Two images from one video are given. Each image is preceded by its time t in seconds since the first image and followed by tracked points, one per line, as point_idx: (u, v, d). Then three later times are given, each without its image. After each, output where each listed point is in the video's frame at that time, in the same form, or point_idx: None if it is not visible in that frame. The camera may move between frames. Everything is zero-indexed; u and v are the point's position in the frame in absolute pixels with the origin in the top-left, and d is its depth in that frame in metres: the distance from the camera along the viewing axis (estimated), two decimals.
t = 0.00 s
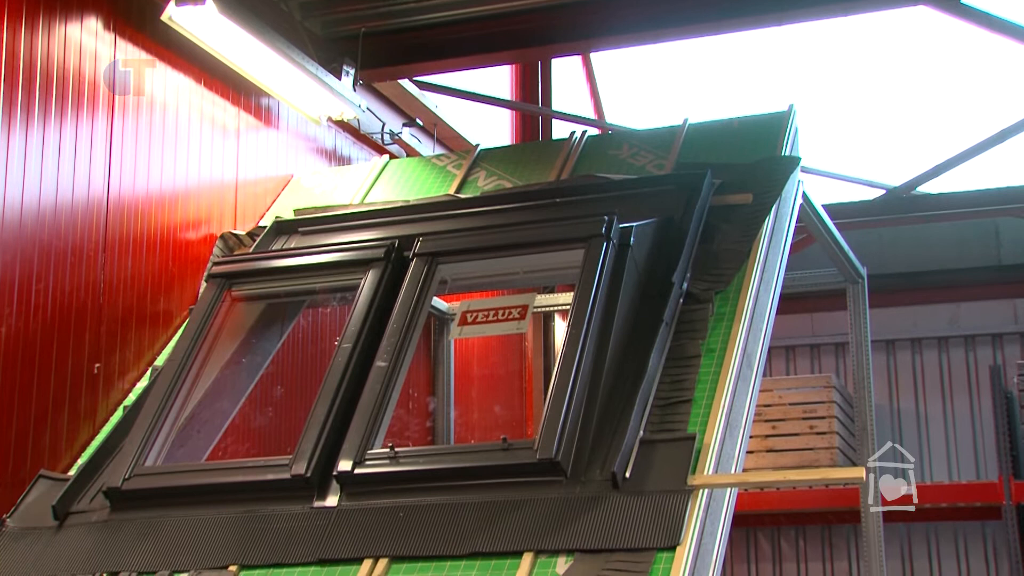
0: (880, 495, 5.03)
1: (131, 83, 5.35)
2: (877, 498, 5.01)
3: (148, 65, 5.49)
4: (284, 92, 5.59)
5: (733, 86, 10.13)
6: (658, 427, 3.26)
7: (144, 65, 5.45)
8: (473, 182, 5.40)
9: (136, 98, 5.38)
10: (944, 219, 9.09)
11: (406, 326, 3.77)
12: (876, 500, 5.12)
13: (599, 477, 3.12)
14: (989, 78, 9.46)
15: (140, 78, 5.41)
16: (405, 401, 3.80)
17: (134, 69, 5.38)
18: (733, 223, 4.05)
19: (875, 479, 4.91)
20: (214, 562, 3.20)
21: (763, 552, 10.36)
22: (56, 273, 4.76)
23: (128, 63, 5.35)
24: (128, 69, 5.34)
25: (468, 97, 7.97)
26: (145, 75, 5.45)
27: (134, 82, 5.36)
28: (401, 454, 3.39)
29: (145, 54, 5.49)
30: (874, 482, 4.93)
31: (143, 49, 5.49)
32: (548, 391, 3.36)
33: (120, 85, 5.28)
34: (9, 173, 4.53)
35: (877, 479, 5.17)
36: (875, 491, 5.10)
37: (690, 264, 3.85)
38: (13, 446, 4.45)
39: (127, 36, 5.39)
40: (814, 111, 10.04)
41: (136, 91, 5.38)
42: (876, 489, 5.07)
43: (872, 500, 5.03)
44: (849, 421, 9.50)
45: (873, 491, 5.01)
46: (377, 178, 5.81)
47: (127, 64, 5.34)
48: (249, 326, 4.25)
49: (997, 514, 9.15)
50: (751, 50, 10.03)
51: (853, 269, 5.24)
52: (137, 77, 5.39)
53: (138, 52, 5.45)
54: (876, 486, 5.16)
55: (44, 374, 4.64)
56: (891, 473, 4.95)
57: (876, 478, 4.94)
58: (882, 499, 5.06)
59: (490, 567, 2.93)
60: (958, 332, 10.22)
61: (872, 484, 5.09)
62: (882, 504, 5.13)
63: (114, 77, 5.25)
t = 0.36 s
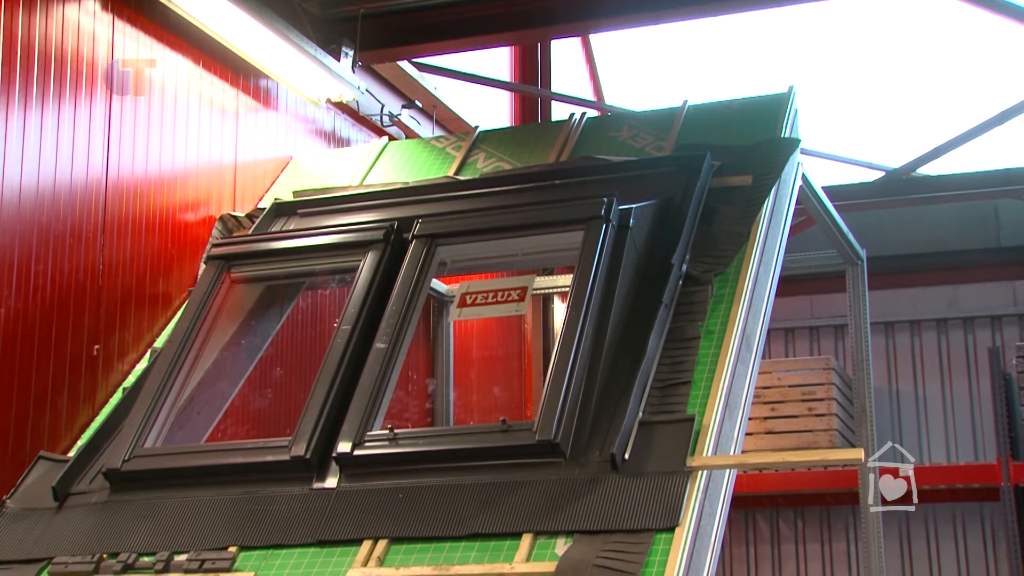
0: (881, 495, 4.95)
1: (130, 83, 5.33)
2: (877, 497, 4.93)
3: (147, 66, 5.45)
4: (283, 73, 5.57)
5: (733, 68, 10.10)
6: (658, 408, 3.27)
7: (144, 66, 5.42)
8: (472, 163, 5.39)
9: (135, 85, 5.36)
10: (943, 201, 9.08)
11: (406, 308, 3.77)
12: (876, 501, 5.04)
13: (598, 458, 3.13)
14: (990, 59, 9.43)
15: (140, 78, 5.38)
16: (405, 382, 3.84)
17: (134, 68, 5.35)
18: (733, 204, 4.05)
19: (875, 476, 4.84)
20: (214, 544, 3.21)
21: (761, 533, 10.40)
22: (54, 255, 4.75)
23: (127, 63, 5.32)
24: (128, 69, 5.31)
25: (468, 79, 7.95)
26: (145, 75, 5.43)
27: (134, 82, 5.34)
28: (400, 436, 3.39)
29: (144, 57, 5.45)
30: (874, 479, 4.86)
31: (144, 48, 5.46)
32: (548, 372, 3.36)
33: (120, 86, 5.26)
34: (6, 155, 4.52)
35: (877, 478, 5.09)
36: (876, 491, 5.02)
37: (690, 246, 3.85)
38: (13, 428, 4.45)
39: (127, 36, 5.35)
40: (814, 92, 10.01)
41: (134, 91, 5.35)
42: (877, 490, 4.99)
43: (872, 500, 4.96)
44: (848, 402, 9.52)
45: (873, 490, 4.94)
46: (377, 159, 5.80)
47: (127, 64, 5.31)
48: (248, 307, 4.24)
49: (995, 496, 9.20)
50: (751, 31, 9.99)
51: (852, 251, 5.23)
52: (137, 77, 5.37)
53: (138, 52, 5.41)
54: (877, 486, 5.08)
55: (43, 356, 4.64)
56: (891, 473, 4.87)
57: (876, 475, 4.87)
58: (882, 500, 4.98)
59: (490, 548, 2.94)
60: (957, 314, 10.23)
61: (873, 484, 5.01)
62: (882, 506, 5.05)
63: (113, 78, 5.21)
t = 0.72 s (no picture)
0: (881, 495, 4.91)
1: (132, 84, 5.32)
2: (878, 498, 4.89)
3: (148, 65, 5.43)
4: (281, 54, 5.55)
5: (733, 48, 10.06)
6: (657, 389, 3.27)
7: (144, 66, 5.40)
8: (472, 144, 5.38)
9: (135, 73, 5.34)
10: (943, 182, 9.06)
11: (405, 290, 3.76)
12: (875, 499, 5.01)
13: (597, 440, 3.13)
14: (991, 39, 9.40)
15: (140, 77, 5.37)
16: (405, 363, 3.86)
17: (135, 68, 5.33)
18: (732, 185, 4.04)
19: (877, 476, 4.78)
20: (214, 524, 3.22)
21: (761, 514, 10.44)
22: (53, 235, 4.74)
23: (128, 62, 5.30)
24: (128, 70, 5.29)
25: (467, 59, 7.92)
26: (145, 76, 5.41)
27: (135, 83, 5.33)
28: (400, 417, 3.39)
29: (144, 57, 5.42)
30: (875, 479, 4.80)
31: (145, 48, 5.44)
32: (547, 353, 3.36)
33: (119, 86, 5.24)
34: (4, 135, 4.50)
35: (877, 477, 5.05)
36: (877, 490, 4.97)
37: (689, 227, 3.85)
38: (13, 408, 4.46)
39: (128, 39, 5.33)
40: (815, 73, 9.97)
41: (134, 91, 5.33)
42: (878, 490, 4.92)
43: (873, 500, 4.92)
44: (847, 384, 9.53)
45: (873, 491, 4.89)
46: (376, 140, 5.78)
47: (127, 65, 5.29)
48: (248, 289, 4.24)
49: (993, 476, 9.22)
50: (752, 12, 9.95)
51: (852, 233, 5.22)
52: (138, 77, 5.35)
53: (138, 52, 5.39)
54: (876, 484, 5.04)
55: (43, 336, 4.64)
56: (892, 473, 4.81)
57: (878, 475, 4.81)
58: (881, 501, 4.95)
59: (489, 528, 2.95)
60: (956, 295, 10.23)
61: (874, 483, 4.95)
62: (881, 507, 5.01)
63: (112, 77, 5.19)
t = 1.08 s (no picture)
0: (881, 495, 4.84)
1: (132, 84, 5.30)
2: (878, 497, 4.82)
3: (147, 65, 5.41)
4: (280, 33, 5.52)
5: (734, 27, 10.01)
6: (657, 368, 3.27)
7: (144, 66, 5.38)
8: (471, 123, 5.36)
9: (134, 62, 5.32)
10: (943, 162, 9.04)
11: (404, 270, 3.75)
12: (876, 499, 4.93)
13: (597, 419, 3.14)
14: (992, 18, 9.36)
15: (140, 76, 5.35)
16: (405, 342, 3.86)
17: (136, 68, 5.32)
18: (732, 165, 4.03)
19: (878, 476, 4.73)
20: (214, 503, 3.23)
21: (760, 494, 10.48)
22: (52, 215, 4.73)
23: (129, 63, 5.29)
24: (128, 69, 5.27)
25: (466, 38, 7.89)
26: (144, 76, 5.38)
27: (136, 82, 5.31)
28: (399, 396, 3.40)
29: (144, 57, 5.40)
30: (876, 479, 4.75)
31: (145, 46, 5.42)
32: (547, 332, 3.37)
33: (117, 86, 5.20)
34: (3, 114, 4.48)
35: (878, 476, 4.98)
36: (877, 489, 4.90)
37: (689, 206, 3.84)
38: (12, 386, 4.46)
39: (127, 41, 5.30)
40: (816, 52, 9.93)
41: (134, 92, 5.31)
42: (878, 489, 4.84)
43: (873, 501, 4.84)
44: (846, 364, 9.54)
45: (874, 490, 4.82)
46: (376, 119, 5.76)
47: (127, 65, 5.27)
48: (247, 268, 4.24)
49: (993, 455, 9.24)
50: None
51: (852, 213, 5.20)
52: (138, 77, 5.33)
53: (138, 50, 5.37)
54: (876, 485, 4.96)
55: (42, 315, 4.64)
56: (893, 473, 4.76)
57: (878, 475, 4.76)
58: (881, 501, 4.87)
59: (489, 507, 2.96)
60: (956, 276, 10.22)
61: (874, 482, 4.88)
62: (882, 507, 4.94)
63: (112, 68, 5.17)
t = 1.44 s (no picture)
0: (880, 496, 4.83)
1: (132, 83, 5.28)
2: (878, 497, 4.78)
3: (148, 66, 5.40)
4: (278, 9, 5.49)
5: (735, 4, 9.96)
6: (656, 346, 3.27)
7: (143, 66, 5.36)
8: (470, 101, 5.34)
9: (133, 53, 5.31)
10: (943, 140, 9.02)
11: (404, 249, 3.74)
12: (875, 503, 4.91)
13: (596, 396, 3.14)
14: None
15: (140, 77, 5.33)
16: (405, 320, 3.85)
17: (137, 68, 5.31)
18: (732, 142, 4.02)
19: (878, 476, 4.70)
20: (214, 480, 3.24)
21: (758, 472, 10.51)
22: (51, 193, 4.72)
23: (130, 63, 5.28)
24: (128, 69, 5.26)
25: (466, 16, 7.83)
26: (145, 77, 5.37)
27: (136, 82, 5.29)
28: (399, 374, 3.40)
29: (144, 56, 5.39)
30: (876, 480, 4.73)
31: (148, 48, 5.43)
32: (547, 310, 3.37)
33: (116, 69, 5.18)
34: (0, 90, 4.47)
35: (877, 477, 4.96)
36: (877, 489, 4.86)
37: (689, 184, 3.83)
38: (12, 364, 4.47)
39: (124, 40, 5.25)
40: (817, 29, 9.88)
41: (134, 92, 5.29)
42: (878, 489, 4.79)
43: (872, 501, 4.82)
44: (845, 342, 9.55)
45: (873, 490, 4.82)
46: (375, 97, 5.74)
47: (127, 64, 5.26)
48: (246, 246, 4.22)
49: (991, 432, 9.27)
50: None
51: (852, 190, 5.18)
52: (138, 77, 5.32)
53: (138, 50, 5.35)
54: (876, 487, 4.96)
55: (42, 292, 4.63)
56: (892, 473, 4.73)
57: (878, 476, 4.74)
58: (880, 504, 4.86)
59: (489, 485, 2.98)
60: (955, 254, 10.22)
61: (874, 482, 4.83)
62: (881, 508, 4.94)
63: (111, 46, 5.14)
